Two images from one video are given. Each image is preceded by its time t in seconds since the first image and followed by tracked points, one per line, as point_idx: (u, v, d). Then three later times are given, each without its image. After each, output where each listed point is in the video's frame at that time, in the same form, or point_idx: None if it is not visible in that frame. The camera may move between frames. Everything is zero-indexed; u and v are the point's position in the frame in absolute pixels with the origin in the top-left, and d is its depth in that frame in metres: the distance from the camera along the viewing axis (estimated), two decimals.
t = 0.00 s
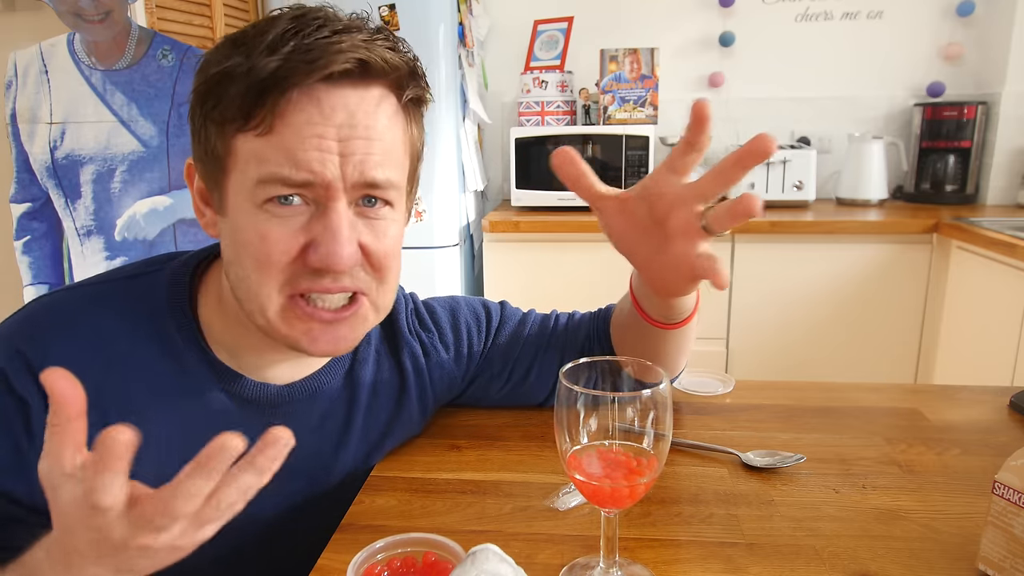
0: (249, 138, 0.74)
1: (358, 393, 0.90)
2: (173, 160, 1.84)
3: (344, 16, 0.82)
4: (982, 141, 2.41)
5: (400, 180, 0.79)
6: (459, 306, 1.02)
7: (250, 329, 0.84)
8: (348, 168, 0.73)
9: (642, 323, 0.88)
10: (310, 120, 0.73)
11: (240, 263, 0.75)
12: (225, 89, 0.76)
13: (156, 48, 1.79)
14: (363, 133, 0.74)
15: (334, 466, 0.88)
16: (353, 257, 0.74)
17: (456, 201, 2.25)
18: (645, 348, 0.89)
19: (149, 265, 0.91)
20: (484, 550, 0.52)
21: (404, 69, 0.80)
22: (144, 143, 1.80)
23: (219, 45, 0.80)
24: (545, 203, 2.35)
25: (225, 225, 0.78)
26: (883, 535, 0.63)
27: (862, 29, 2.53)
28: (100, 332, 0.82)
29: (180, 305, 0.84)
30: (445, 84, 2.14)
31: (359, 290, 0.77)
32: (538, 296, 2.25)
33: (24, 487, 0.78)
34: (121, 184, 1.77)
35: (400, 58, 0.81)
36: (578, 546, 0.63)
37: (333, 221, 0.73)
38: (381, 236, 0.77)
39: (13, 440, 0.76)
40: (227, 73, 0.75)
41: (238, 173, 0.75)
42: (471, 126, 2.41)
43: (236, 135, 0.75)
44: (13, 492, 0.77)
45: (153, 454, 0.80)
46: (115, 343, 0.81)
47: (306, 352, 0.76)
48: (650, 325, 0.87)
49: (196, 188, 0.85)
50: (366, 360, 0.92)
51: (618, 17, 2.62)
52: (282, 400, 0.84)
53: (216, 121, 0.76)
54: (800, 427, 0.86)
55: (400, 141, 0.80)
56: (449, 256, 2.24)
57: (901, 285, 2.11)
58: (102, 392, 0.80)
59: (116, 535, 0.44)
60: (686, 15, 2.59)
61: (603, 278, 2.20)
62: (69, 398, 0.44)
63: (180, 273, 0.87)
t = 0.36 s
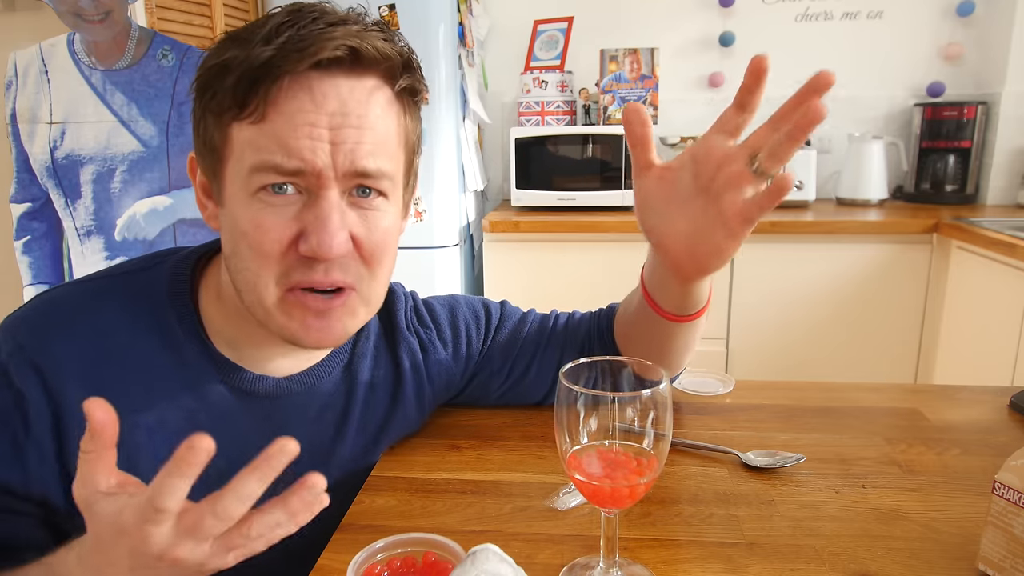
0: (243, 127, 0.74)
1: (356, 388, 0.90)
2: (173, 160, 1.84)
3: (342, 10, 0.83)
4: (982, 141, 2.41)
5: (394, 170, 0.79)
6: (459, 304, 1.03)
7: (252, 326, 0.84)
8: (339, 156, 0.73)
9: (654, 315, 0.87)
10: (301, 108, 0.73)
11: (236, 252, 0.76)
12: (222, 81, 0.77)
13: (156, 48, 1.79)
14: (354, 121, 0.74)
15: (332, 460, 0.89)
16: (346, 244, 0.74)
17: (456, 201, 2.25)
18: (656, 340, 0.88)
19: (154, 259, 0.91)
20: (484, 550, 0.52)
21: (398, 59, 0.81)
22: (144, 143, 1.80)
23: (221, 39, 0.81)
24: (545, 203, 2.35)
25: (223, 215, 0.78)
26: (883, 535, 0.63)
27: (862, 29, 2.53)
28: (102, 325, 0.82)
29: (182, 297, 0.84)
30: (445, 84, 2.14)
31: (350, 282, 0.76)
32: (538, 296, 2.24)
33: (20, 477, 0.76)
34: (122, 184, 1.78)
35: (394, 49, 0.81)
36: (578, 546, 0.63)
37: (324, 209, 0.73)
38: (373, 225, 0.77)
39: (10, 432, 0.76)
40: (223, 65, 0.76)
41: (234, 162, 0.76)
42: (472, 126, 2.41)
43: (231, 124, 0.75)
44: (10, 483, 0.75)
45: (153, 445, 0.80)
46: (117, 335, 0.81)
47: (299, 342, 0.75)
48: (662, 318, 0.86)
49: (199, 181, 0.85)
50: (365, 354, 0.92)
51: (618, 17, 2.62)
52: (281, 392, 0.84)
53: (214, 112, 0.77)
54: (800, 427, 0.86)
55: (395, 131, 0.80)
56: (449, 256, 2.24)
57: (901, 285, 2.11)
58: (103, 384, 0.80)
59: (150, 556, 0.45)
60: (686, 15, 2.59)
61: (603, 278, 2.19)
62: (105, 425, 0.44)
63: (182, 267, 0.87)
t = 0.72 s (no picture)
0: (242, 109, 0.75)
1: (355, 386, 0.90)
2: (173, 160, 1.83)
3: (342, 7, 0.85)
4: (982, 141, 2.41)
5: (391, 153, 0.79)
6: (458, 305, 1.03)
7: (249, 318, 0.83)
8: (335, 135, 0.73)
9: (643, 324, 0.88)
10: (298, 86, 0.73)
11: (234, 235, 0.76)
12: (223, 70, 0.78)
13: (156, 48, 1.79)
14: (350, 102, 0.75)
15: (331, 459, 0.89)
16: (344, 222, 0.73)
17: (456, 201, 2.25)
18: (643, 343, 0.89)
19: (156, 259, 0.91)
20: (484, 550, 0.52)
21: (395, 47, 0.81)
22: (144, 143, 1.79)
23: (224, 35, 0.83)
24: (545, 203, 2.35)
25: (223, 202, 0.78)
26: (883, 535, 0.63)
27: (862, 29, 2.53)
28: (101, 324, 0.82)
29: (182, 296, 0.84)
30: (446, 84, 2.14)
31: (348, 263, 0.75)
32: (538, 296, 2.24)
33: (15, 477, 0.77)
34: (122, 184, 1.77)
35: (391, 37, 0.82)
36: (578, 546, 0.63)
37: (321, 186, 0.73)
38: (371, 207, 0.77)
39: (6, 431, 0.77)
40: (225, 54, 0.77)
41: (234, 146, 0.76)
42: (472, 126, 2.41)
43: (232, 109, 0.76)
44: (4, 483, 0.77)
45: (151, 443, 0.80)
46: (116, 334, 0.82)
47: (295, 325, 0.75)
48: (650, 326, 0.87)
49: (201, 177, 0.85)
50: (364, 355, 0.92)
51: (618, 17, 2.62)
52: (279, 389, 0.84)
53: (215, 100, 0.78)
54: (800, 427, 0.86)
55: (392, 117, 0.80)
56: (449, 256, 2.24)
57: (901, 285, 2.11)
58: (101, 383, 0.80)
59: None
60: (686, 15, 2.59)
61: (603, 278, 2.19)
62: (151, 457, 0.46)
63: (182, 266, 0.87)
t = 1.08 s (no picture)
0: (239, 96, 0.75)
1: (355, 381, 0.90)
2: (173, 160, 1.83)
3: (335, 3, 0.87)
4: (982, 141, 2.41)
5: (385, 138, 0.80)
6: (458, 304, 1.03)
7: (251, 305, 0.84)
8: (331, 119, 0.74)
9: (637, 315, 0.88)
10: (293, 71, 0.74)
11: (231, 220, 0.76)
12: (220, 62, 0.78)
13: (156, 48, 1.79)
14: (345, 85, 0.75)
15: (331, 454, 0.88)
16: (340, 203, 0.74)
17: (456, 201, 2.25)
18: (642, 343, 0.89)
19: (158, 254, 0.91)
20: (484, 550, 0.52)
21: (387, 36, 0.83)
22: (144, 143, 1.80)
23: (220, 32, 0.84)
24: (545, 203, 2.35)
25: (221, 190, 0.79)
26: (883, 535, 0.63)
27: (862, 29, 2.53)
28: (107, 314, 0.82)
29: (186, 289, 0.84)
30: (445, 84, 2.14)
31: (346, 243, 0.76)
32: (538, 296, 2.24)
33: (21, 466, 0.76)
34: (121, 184, 1.77)
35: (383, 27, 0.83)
36: (578, 546, 0.63)
37: (318, 168, 0.74)
38: (367, 190, 0.77)
39: (12, 418, 0.76)
40: (221, 48, 0.78)
41: (231, 133, 0.77)
42: (472, 126, 2.41)
43: (229, 97, 0.76)
44: (10, 471, 0.75)
45: (153, 435, 0.80)
46: (122, 324, 0.81)
47: (291, 305, 0.74)
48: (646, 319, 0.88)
49: (201, 171, 0.85)
50: (363, 349, 0.92)
51: (618, 17, 2.62)
52: (279, 381, 0.84)
53: (213, 90, 0.79)
54: (800, 427, 0.86)
55: (386, 103, 0.81)
56: (449, 256, 2.24)
57: (901, 284, 2.11)
58: (105, 373, 0.79)
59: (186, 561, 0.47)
60: (686, 15, 2.59)
61: (603, 278, 2.19)
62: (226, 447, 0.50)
63: (186, 260, 0.87)
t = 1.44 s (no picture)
0: (246, 93, 0.75)
1: (355, 377, 0.90)
2: (173, 160, 1.83)
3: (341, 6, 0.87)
4: (982, 141, 2.41)
5: (390, 139, 0.79)
6: (458, 302, 1.03)
7: (251, 302, 0.84)
8: (337, 118, 0.74)
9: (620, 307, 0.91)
10: (300, 69, 0.74)
11: (236, 217, 0.75)
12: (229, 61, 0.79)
13: (156, 48, 1.79)
14: (351, 85, 0.75)
15: (331, 451, 0.88)
16: (345, 201, 0.73)
17: (456, 201, 2.25)
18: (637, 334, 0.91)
19: (158, 252, 0.90)
20: (484, 550, 0.52)
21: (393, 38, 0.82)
22: (144, 143, 1.80)
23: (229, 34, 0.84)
24: (545, 203, 2.35)
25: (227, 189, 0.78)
26: (883, 535, 0.63)
27: (862, 29, 2.53)
28: (109, 307, 0.81)
29: (187, 285, 0.84)
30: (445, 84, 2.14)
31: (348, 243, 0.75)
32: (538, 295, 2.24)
33: (24, 457, 0.75)
34: (121, 184, 1.78)
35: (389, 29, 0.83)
36: (579, 546, 0.63)
37: (323, 166, 0.73)
38: (372, 190, 0.77)
39: (15, 408, 0.75)
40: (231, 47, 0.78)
41: (237, 131, 0.76)
42: (472, 126, 2.41)
43: (236, 95, 0.76)
44: (13, 462, 0.74)
45: (154, 429, 0.80)
46: (122, 317, 0.81)
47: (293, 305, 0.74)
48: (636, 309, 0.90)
49: (206, 169, 0.85)
50: (364, 346, 0.92)
51: (618, 17, 2.62)
52: (280, 377, 0.84)
53: (221, 88, 0.78)
54: (800, 427, 0.86)
55: (391, 104, 0.80)
56: (449, 256, 2.24)
57: (901, 284, 2.11)
58: (107, 365, 0.79)
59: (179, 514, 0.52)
60: (686, 15, 2.59)
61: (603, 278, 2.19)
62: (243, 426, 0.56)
63: (186, 256, 0.87)
